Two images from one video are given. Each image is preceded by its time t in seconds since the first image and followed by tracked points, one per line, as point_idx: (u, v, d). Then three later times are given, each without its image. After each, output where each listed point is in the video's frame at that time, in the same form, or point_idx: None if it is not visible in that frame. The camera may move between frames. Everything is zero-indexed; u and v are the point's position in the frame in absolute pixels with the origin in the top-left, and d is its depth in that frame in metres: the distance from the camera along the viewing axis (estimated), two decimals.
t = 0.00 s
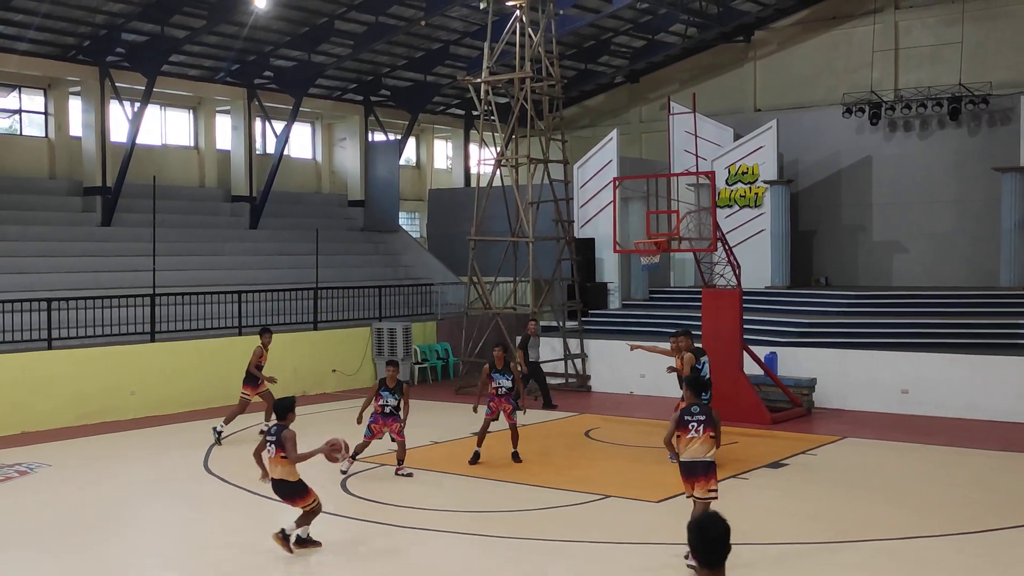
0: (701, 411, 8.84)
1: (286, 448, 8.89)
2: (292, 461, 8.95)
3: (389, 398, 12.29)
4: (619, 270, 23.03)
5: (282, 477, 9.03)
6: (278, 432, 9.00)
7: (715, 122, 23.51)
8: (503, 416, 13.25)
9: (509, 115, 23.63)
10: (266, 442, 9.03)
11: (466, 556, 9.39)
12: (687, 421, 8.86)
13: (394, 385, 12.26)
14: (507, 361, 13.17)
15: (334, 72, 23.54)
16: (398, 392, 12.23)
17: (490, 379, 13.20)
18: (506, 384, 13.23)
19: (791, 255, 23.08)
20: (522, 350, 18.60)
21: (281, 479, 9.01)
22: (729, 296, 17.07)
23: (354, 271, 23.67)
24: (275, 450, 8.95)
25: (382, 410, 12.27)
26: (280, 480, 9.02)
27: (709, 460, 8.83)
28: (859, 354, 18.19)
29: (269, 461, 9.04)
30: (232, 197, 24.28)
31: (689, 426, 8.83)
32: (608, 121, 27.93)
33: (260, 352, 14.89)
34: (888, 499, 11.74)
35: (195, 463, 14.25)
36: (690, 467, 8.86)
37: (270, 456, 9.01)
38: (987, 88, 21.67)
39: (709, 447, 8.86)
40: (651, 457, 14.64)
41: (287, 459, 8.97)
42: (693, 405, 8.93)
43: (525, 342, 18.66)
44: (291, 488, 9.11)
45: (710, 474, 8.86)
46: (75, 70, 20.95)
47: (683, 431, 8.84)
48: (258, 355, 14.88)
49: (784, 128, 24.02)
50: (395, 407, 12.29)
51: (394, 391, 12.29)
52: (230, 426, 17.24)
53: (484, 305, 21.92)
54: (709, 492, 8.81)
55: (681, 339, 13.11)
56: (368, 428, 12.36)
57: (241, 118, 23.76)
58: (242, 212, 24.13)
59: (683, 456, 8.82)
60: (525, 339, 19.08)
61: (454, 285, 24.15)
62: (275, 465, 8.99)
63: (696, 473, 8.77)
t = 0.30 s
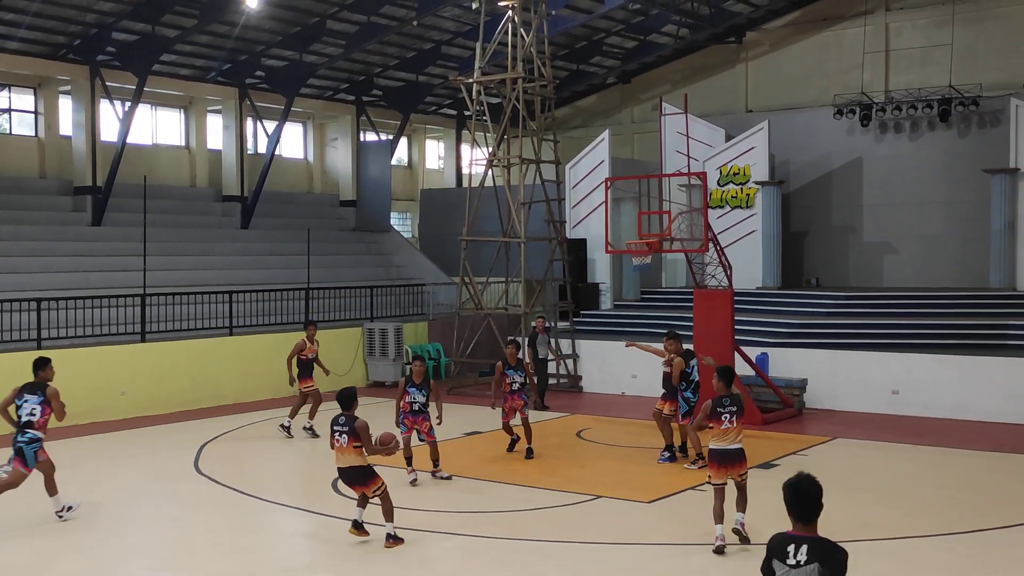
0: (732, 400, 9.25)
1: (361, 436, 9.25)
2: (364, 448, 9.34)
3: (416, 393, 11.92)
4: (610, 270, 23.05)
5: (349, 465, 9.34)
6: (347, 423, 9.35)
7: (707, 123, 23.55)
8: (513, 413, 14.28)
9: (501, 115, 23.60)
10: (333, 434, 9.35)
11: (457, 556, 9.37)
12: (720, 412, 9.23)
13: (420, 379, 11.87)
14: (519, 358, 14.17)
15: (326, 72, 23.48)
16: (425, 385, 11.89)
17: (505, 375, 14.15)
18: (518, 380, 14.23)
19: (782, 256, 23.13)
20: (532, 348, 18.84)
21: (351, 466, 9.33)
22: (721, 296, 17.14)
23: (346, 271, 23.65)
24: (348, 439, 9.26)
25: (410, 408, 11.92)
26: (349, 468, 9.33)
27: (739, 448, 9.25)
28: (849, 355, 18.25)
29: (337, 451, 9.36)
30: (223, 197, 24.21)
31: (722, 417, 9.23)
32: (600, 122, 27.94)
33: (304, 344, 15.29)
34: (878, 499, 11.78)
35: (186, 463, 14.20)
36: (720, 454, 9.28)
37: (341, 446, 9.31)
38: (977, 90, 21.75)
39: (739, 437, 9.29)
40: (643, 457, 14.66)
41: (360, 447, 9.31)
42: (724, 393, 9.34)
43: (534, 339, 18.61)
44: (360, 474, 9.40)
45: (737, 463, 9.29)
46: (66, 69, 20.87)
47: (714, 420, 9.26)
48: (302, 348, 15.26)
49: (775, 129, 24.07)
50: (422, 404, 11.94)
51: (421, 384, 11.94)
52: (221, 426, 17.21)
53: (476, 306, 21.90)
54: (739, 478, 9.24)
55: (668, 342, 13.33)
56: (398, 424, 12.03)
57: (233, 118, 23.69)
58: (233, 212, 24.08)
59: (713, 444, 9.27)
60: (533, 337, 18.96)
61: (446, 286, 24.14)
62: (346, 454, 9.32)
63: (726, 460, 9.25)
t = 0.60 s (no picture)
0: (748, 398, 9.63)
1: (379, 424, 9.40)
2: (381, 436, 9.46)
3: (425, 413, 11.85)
4: (602, 270, 23.05)
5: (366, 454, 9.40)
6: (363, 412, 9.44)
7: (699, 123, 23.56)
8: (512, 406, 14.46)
9: (493, 114, 23.57)
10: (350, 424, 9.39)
11: (447, 555, 9.38)
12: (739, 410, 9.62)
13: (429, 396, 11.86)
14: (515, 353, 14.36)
15: (318, 71, 23.44)
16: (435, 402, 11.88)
17: (502, 370, 14.33)
18: (516, 374, 14.41)
19: (773, 255, 23.17)
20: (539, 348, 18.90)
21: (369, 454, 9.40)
22: (713, 296, 17.16)
23: (338, 271, 23.62)
24: (367, 427, 9.36)
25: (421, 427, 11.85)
26: (367, 456, 9.39)
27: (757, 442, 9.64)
28: (841, 353, 18.29)
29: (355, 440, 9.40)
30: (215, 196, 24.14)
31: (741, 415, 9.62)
32: (592, 121, 27.95)
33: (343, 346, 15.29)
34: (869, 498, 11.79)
35: (177, 463, 14.18)
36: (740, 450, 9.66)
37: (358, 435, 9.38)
38: (968, 90, 21.81)
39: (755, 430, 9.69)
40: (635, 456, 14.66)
41: (378, 435, 9.42)
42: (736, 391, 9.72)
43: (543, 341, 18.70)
44: (375, 464, 9.43)
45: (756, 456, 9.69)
46: (56, 68, 20.80)
47: (733, 419, 9.63)
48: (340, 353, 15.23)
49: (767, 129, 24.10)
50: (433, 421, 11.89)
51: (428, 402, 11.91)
52: (212, 426, 17.16)
53: (467, 305, 21.89)
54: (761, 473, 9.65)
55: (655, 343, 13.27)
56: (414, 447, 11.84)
57: (224, 117, 23.65)
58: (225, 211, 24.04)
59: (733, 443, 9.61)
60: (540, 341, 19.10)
61: (438, 285, 24.12)
62: (364, 442, 9.39)
63: (746, 455, 9.63)
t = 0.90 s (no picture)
0: (754, 391, 10.26)
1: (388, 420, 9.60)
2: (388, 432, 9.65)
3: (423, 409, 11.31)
4: (594, 268, 23.05)
5: (372, 448, 9.62)
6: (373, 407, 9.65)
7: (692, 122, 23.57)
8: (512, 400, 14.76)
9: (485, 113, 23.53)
10: (359, 418, 9.60)
11: (439, 554, 9.37)
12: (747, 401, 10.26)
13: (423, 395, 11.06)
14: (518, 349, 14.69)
15: (310, 69, 23.38)
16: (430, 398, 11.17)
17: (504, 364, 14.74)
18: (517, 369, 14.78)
19: (765, 254, 23.18)
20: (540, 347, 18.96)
21: (375, 449, 9.62)
22: (704, 293, 17.18)
23: (330, 270, 23.58)
24: (375, 423, 9.55)
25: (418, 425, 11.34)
26: (373, 451, 9.61)
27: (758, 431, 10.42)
28: (834, 351, 18.33)
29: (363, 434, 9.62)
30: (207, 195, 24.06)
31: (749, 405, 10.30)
32: (585, 120, 27.93)
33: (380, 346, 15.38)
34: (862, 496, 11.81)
35: (169, 462, 14.15)
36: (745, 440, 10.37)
37: (366, 429, 9.58)
38: (959, 89, 21.87)
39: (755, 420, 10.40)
40: (626, 454, 14.67)
41: (385, 432, 9.61)
42: (741, 383, 10.28)
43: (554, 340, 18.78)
44: (380, 459, 9.65)
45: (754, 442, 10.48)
46: (48, 66, 20.72)
47: (743, 411, 10.25)
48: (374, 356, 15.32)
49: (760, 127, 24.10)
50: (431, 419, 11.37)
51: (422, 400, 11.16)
52: (204, 425, 17.13)
53: (460, 304, 21.85)
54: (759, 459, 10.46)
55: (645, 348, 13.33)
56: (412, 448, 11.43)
57: (216, 115, 23.58)
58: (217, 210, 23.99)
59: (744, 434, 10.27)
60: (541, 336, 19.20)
61: (430, 284, 24.09)
62: (371, 437, 9.59)
63: (750, 444, 10.39)
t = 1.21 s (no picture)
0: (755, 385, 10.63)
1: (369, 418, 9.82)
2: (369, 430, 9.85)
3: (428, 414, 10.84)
4: (587, 266, 23.04)
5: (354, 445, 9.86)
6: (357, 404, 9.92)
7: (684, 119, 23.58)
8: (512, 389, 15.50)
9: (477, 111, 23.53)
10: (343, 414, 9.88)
11: (430, 551, 9.35)
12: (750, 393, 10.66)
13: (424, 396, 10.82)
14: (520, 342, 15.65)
15: (302, 66, 23.33)
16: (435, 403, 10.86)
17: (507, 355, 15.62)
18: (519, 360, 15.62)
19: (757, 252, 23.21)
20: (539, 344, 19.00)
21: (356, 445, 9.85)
22: (695, 292, 17.21)
23: (322, 268, 23.53)
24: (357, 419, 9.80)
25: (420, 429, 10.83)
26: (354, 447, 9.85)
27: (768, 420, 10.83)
28: (826, 349, 18.40)
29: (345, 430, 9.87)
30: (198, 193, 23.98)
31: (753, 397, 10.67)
32: (577, 117, 27.91)
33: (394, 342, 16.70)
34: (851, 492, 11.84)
35: (161, 461, 14.10)
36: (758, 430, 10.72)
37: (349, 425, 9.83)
38: (949, 88, 21.93)
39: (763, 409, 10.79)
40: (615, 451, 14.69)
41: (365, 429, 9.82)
42: (740, 381, 10.62)
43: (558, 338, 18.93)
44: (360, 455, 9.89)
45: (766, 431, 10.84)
46: (38, 63, 20.63)
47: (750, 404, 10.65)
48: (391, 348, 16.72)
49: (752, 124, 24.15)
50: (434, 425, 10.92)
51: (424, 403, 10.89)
52: (195, 424, 17.08)
53: (452, 302, 21.82)
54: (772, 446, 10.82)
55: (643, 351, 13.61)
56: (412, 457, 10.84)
57: (207, 113, 23.53)
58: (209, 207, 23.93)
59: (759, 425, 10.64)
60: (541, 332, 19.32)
61: (422, 283, 24.08)
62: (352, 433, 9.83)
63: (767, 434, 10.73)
